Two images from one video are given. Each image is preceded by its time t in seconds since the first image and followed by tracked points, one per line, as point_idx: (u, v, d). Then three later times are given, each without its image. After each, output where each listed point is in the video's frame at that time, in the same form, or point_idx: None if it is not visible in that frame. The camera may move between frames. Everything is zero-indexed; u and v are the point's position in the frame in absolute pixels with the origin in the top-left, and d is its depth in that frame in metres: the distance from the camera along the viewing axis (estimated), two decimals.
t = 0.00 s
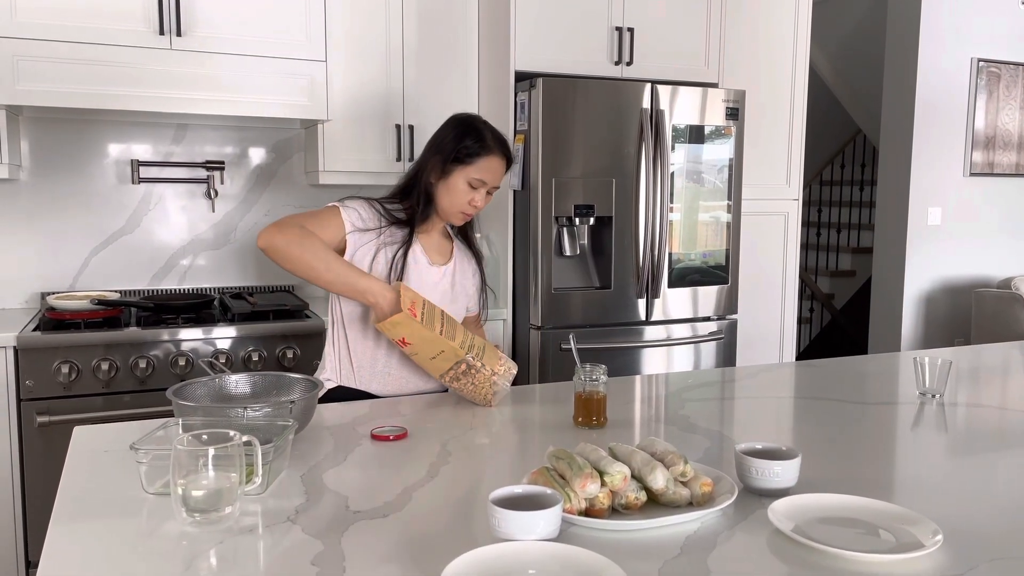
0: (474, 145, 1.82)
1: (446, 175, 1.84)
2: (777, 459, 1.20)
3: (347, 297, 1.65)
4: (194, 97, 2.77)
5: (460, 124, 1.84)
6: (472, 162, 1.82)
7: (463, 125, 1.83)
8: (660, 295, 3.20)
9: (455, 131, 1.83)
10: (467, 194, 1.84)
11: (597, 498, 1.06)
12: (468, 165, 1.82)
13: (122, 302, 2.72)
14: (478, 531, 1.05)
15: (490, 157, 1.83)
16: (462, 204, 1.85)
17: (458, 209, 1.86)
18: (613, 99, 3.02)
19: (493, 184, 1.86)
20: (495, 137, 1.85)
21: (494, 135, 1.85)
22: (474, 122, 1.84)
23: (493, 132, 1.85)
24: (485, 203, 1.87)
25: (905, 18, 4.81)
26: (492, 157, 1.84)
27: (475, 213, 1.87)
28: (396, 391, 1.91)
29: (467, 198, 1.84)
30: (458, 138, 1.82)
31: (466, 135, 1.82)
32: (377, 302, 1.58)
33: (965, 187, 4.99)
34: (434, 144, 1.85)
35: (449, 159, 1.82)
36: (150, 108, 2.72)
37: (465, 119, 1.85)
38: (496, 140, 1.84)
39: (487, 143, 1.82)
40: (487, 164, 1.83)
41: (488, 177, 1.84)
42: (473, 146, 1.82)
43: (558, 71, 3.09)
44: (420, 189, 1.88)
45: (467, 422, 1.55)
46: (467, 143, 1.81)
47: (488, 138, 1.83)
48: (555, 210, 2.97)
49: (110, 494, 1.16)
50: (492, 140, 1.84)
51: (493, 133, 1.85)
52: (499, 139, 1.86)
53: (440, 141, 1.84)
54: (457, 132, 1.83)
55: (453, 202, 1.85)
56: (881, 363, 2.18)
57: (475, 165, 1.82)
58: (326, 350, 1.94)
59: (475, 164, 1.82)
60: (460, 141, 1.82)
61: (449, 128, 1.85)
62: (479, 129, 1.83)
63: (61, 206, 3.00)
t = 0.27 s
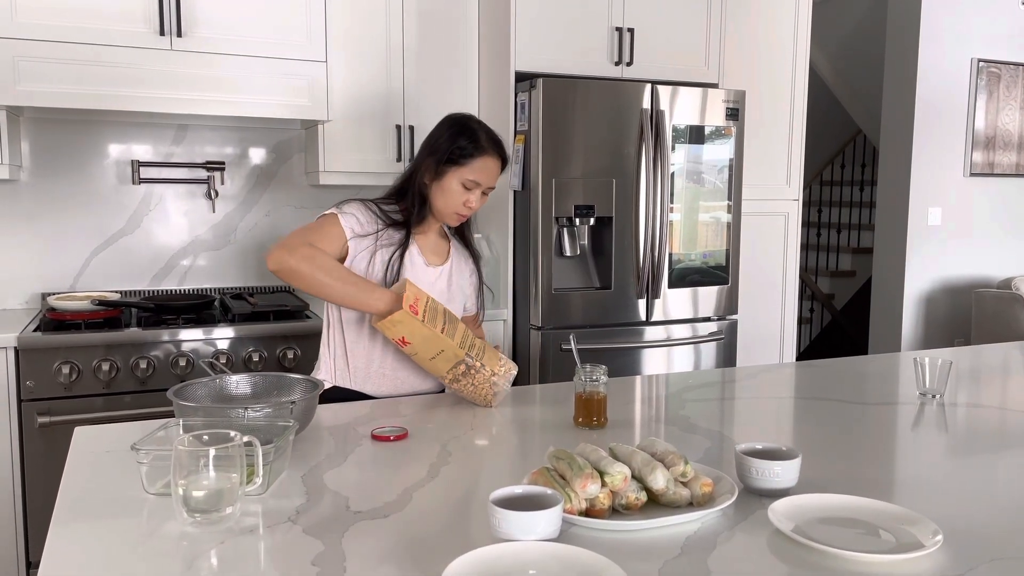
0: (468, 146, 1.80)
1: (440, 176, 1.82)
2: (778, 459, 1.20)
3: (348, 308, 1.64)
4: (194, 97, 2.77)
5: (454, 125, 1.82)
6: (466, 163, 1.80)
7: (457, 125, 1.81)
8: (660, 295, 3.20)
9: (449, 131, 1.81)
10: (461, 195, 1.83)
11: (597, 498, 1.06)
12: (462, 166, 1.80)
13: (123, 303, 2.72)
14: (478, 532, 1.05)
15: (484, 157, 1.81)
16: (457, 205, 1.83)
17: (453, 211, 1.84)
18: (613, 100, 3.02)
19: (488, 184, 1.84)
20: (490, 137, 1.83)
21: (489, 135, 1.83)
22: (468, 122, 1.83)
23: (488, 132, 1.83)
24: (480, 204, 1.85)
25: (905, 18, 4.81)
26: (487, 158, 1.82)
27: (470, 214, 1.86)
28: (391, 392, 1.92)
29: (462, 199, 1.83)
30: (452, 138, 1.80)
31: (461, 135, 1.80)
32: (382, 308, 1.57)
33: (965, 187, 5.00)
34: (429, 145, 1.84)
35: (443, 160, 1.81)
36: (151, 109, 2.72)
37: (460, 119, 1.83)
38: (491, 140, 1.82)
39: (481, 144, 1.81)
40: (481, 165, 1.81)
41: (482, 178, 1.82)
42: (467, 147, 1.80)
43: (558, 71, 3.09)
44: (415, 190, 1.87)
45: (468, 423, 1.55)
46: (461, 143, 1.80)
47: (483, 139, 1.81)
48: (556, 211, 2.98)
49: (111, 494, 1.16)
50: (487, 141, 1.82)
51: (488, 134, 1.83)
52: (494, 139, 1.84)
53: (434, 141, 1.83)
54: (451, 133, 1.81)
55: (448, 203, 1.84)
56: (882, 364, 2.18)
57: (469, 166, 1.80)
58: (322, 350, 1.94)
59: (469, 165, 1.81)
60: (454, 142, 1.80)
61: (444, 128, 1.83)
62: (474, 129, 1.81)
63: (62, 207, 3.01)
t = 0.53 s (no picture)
0: (464, 147, 1.80)
1: (436, 177, 1.82)
2: (777, 459, 1.20)
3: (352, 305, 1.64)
4: (194, 98, 2.77)
5: (451, 125, 1.83)
6: (461, 163, 1.80)
7: (453, 126, 1.82)
8: (660, 295, 3.20)
9: (446, 131, 1.82)
10: (457, 196, 1.82)
11: (596, 498, 1.06)
12: (458, 166, 1.80)
13: (122, 303, 2.72)
14: (478, 532, 1.05)
15: (480, 158, 1.81)
16: (453, 205, 1.83)
17: (449, 211, 1.84)
18: (612, 100, 3.03)
19: (484, 185, 1.83)
20: (487, 138, 1.83)
21: (485, 136, 1.83)
22: (465, 123, 1.83)
23: (485, 133, 1.83)
24: (477, 205, 1.85)
25: (904, 18, 4.82)
26: (483, 158, 1.81)
27: (466, 215, 1.86)
28: (390, 392, 1.92)
29: (458, 200, 1.82)
30: (448, 139, 1.80)
31: (457, 136, 1.80)
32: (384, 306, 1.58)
33: (964, 187, 5.00)
34: (425, 145, 1.84)
35: (439, 160, 1.81)
36: (150, 110, 2.72)
37: (457, 120, 1.83)
38: (487, 141, 1.82)
39: (477, 144, 1.81)
40: (477, 165, 1.81)
41: (478, 179, 1.82)
42: (463, 148, 1.80)
43: (558, 72, 3.10)
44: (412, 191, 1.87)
45: (467, 423, 1.55)
46: (457, 144, 1.80)
47: (479, 139, 1.81)
48: (555, 211, 2.98)
49: (110, 495, 1.16)
50: (483, 141, 1.82)
51: (484, 134, 1.83)
52: (490, 140, 1.84)
53: (431, 142, 1.83)
54: (448, 133, 1.81)
55: (444, 203, 1.83)
56: (881, 364, 2.18)
57: (465, 166, 1.80)
58: (320, 351, 1.94)
59: (465, 165, 1.80)
60: (449, 143, 1.80)
61: (441, 129, 1.83)
62: (471, 130, 1.81)
63: (61, 208, 3.01)
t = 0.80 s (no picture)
0: (456, 147, 1.80)
1: (431, 177, 1.83)
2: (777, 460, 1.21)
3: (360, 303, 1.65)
4: (193, 100, 2.78)
5: (445, 125, 1.82)
6: (454, 163, 1.80)
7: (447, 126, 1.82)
8: (659, 296, 3.20)
9: (440, 132, 1.82)
10: (451, 197, 1.82)
11: (597, 499, 1.06)
12: (451, 167, 1.80)
13: (122, 305, 2.72)
14: (478, 533, 1.05)
15: (473, 158, 1.80)
16: (448, 206, 1.83)
17: (445, 211, 1.84)
18: (612, 101, 3.03)
19: (479, 186, 1.83)
20: (481, 137, 1.83)
21: (479, 136, 1.82)
22: (459, 123, 1.83)
23: (479, 133, 1.83)
24: (472, 205, 1.85)
25: (903, 19, 4.82)
26: (476, 159, 1.81)
27: (462, 215, 1.86)
28: (390, 393, 1.92)
29: (452, 200, 1.82)
30: (441, 140, 1.80)
31: (450, 136, 1.80)
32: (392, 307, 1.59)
33: (963, 188, 5.00)
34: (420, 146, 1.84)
35: (432, 161, 1.81)
36: (150, 111, 2.73)
37: (452, 120, 1.83)
38: (481, 140, 1.81)
39: (470, 145, 1.80)
40: (470, 166, 1.80)
41: (473, 179, 1.81)
42: (455, 149, 1.79)
43: (557, 73, 3.10)
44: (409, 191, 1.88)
45: (467, 424, 1.55)
46: (450, 145, 1.79)
47: (472, 139, 1.81)
48: (555, 212, 2.98)
49: (111, 496, 1.16)
50: (477, 141, 1.82)
51: (477, 134, 1.82)
52: (485, 140, 1.84)
53: (425, 142, 1.83)
54: (441, 134, 1.81)
55: (439, 204, 1.84)
56: (881, 365, 2.18)
57: (458, 166, 1.80)
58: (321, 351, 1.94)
59: (459, 166, 1.80)
60: (442, 143, 1.80)
61: (435, 129, 1.83)
62: (464, 130, 1.81)
63: (61, 209, 3.01)
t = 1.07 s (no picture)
0: (457, 146, 1.80)
1: (432, 177, 1.83)
2: (776, 462, 1.21)
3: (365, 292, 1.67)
4: (193, 101, 2.78)
5: (445, 125, 1.83)
6: (456, 162, 1.80)
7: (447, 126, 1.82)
8: (659, 297, 3.20)
9: (440, 131, 1.82)
10: (452, 196, 1.82)
11: (596, 501, 1.07)
12: (453, 166, 1.80)
13: (122, 306, 2.72)
14: (477, 534, 1.06)
15: (473, 157, 1.81)
16: (449, 205, 1.83)
17: (447, 211, 1.84)
18: (611, 103, 3.03)
19: (480, 185, 1.83)
20: (482, 137, 1.83)
21: (480, 135, 1.83)
22: (459, 123, 1.83)
23: (480, 133, 1.83)
24: (474, 205, 1.85)
25: (902, 20, 4.82)
26: (477, 158, 1.81)
27: (463, 215, 1.86)
28: (393, 394, 1.93)
29: (454, 199, 1.82)
30: (441, 139, 1.80)
31: (450, 136, 1.80)
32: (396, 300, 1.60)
33: (962, 189, 5.01)
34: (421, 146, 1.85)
35: (433, 160, 1.81)
36: (149, 113, 2.73)
37: (452, 120, 1.84)
38: (481, 140, 1.81)
39: (471, 144, 1.80)
40: (471, 165, 1.80)
41: (474, 178, 1.81)
42: (456, 148, 1.79)
43: (557, 74, 3.10)
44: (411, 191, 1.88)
45: (467, 425, 1.55)
46: (451, 145, 1.80)
47: (472, 138, 1.81)
48: (554, 213, 2.98)
49: (110, 497, 1.16)
50: (478, 141, 1.82)
51: (478, 133, 1.83)
52: (485, 139, 1.84)
53: (426, 142, 1.84)
54: (442, 133, 1.81)
55: (441, 203, 1.84)
56: (880, 366, 2.18)
57: (459, 166, 1.80)
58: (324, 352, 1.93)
59: (460, 165, 1.80)
60: (443, 143, 1.80)
61: (436, 129, 1.84)
62: (465, 129, 1.82)
63: (60, 210, 3.01)
